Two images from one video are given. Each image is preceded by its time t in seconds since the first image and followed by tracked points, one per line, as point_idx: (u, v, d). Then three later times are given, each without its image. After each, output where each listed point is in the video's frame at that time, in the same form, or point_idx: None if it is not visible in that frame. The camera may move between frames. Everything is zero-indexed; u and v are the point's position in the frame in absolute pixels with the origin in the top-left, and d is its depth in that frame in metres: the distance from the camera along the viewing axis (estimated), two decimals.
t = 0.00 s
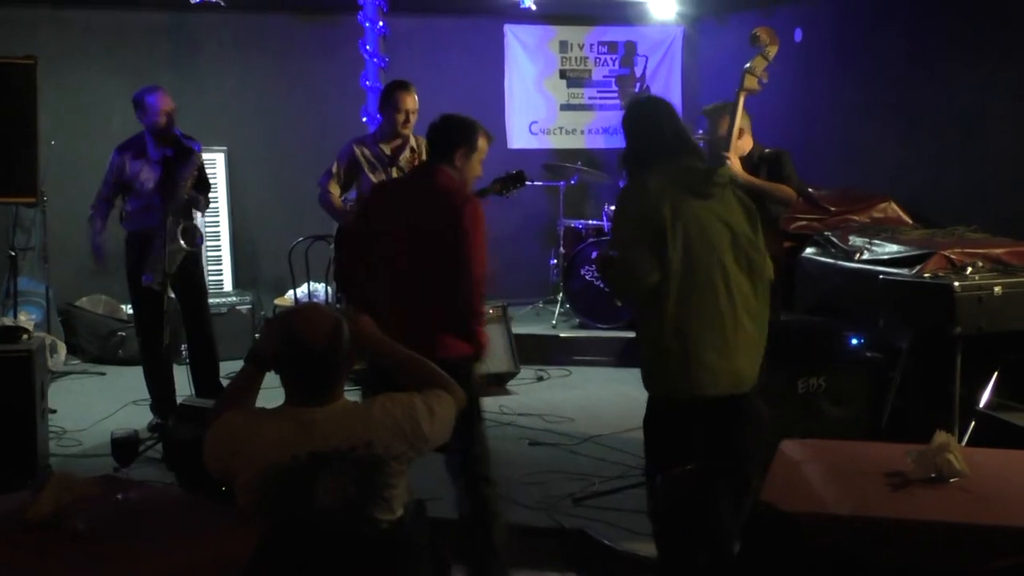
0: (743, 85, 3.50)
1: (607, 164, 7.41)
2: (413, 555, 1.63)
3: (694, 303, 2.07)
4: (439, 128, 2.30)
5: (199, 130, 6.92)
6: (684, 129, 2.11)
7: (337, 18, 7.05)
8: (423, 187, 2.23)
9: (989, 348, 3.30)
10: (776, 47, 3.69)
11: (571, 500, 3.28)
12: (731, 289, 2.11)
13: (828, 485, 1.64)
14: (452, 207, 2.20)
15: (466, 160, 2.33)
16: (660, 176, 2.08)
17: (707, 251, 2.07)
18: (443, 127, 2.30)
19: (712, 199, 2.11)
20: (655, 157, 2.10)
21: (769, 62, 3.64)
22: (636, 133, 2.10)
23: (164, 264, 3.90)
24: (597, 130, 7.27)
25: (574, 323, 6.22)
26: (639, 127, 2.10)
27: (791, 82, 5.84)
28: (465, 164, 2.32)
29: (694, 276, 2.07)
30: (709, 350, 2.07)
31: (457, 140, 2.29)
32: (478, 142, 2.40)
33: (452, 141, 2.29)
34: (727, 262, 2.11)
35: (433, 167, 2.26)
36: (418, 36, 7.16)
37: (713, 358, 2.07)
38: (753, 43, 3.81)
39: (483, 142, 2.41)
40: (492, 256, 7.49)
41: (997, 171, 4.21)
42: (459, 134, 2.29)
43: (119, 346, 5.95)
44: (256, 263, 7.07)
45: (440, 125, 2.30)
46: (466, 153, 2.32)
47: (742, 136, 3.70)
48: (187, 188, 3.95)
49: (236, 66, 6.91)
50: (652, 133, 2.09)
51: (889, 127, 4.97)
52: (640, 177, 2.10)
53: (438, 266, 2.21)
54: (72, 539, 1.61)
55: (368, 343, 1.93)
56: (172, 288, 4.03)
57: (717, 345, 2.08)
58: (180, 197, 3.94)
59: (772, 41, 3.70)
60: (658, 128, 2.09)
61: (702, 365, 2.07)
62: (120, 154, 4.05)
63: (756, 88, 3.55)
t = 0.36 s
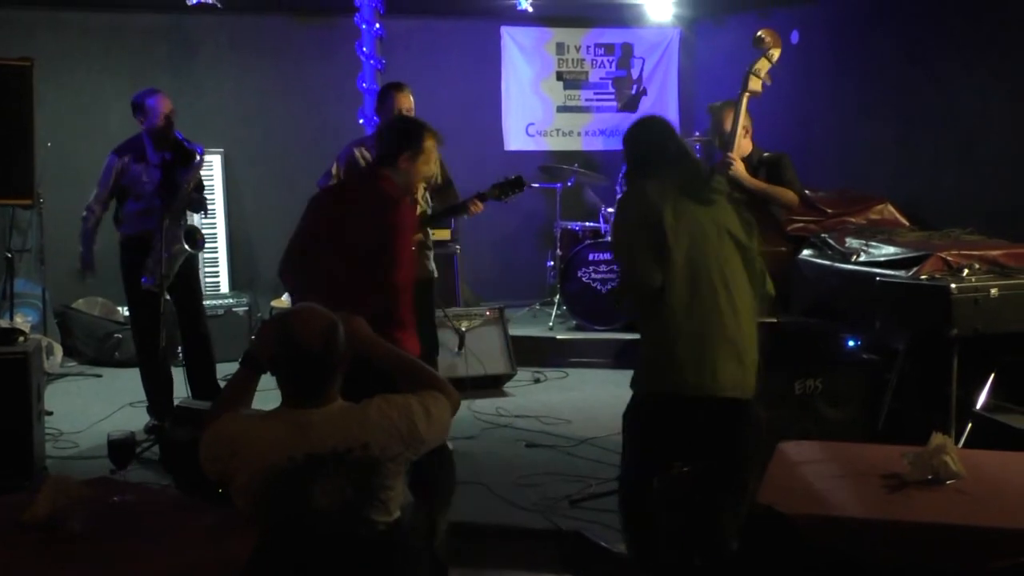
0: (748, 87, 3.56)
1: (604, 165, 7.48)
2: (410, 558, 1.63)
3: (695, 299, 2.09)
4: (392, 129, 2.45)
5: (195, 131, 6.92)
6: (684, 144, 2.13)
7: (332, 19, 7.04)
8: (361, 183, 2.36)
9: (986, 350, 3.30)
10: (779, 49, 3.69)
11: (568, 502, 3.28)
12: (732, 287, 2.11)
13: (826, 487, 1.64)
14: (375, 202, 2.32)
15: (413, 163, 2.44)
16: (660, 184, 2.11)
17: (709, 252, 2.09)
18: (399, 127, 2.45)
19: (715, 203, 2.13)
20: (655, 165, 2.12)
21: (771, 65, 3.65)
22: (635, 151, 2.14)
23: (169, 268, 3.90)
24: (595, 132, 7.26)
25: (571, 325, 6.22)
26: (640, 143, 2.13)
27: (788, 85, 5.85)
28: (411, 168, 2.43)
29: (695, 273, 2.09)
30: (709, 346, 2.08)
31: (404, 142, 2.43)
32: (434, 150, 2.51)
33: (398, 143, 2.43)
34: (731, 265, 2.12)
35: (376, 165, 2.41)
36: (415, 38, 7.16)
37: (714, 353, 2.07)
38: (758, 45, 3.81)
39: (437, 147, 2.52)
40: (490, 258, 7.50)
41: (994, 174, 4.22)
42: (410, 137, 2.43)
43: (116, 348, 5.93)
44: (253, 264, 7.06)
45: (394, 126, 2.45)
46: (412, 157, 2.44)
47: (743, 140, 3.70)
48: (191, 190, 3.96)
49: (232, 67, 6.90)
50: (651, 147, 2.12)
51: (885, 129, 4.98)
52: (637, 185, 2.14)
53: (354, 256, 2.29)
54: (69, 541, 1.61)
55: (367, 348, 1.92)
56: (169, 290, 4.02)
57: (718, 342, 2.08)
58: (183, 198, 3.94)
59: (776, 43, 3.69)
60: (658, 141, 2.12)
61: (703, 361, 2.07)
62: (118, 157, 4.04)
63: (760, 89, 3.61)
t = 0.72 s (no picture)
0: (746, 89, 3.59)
1: (603, 168, 7.47)
2: (409, 558, 1.62)
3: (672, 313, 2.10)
4: (339, 115, 2.47)
5: (196, 134, 6.91)
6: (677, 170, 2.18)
7: (330, 22, 7.05)
8: (317, 176, 2.41)
9: (985, 352, 3.30)
10: (778, 53, 3.68)
11: (568, 504, 3.28)
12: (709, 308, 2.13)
13: (825, 489, 1.64)
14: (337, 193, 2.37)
15: (364, 148, 2.52)
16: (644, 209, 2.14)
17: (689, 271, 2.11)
18: (347, 113, 2.47)
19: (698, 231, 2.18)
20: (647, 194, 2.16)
21: (770, 67, 3.66)
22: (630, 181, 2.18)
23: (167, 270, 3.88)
24: (594, 134, 7.25)
25: (571, 326, 6.21)
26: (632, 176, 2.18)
27: (788, 87, 5.85)
28: (361, 154, 2.52)
29: (671, 294, 2.10)
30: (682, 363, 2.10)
31: (355, 129, 2.47)
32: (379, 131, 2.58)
33: (349, 131, 2.47)
34: (709, 289, 2.14)
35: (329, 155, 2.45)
36: (414, 40, 7.17)
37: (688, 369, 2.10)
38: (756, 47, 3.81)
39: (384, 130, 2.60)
40: (490, 261, 7.51)
41: (994, 176, 4.21)
42: (361, 123, 2.48)
43: (116, 350, 5.92)
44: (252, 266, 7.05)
45: (342, 113, 2.47)
46: (363, 140, 2.49)
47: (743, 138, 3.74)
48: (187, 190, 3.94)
49: (232, 69, 6.90)
50: (645, 173, 2.16)
51: (885, 130, 4.97)
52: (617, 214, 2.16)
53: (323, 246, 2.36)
54: (68, 542, 1.61)
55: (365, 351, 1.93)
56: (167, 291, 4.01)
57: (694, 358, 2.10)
58: (178, 198, 3.90)
59: (775, 46, 3.68)
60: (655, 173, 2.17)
61: (674, 375, 2.09)
62: (116, 157, 4.07)
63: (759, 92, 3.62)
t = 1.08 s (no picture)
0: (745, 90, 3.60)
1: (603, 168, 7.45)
2: (408, 559, 1.63)
3: (646, 310, 2.09)
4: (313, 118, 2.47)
5: (196, 134, 6.91)
6: (664, 141, 2.04)
7: (330, 22, 7.05)
8: (296, 179, 2.41)
9: (986, 353, 3.30)
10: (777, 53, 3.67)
11: (568, 505, 3.28)
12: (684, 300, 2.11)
13: (825, 490, 1.64)
14: (320, 188, 2.37)
15: (343, 148, 2.50)
16: (621, 191, 2.06)
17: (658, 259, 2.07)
18: (320, 115, 2.47)
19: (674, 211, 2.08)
20: (630, 174, 2.05)
21: (770, 68, 3.65)
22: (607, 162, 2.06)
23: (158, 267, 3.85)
24: (593, 134, 7.24)
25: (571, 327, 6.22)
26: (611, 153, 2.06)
27: (789, 88, 5.85)
28: (342, 152, 2.50)
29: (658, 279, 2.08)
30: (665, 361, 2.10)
31: (330, 128, 2.47)
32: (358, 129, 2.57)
33: (324, 132, 2.47)
34: (697, 282, 2.13)
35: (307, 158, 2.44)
36: (414, 40, 7.17)
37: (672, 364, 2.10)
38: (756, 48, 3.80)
39: (364, 126, 2.58)
40: (490, 262, 7.51)
41: (994, 176, 4.22)
42: (335, 121, 2.48)
43: (115, 351, 5.92)
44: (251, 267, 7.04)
45: (315, 116, 2.47)
46: (339, 140, 2.49)
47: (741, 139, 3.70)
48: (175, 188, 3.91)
49: (232, 70, 6.91)
50: (627, 152, 2.04)
51: (885, 131, 4.97)
52: (601, 187, 2.05)
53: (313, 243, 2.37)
54: (68, 543, 1.61)
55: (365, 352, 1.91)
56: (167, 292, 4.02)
57: (681, 357, 2.11)
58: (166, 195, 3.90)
59: (773, 47, 3.68)
60: (635, 150, 2.04)
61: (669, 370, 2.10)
62: (122, 154, 4.14)
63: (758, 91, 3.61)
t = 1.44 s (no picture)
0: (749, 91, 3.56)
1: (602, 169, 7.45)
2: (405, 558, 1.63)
3: (649, 308, 1.97)
4: (316, 119, 2.45)
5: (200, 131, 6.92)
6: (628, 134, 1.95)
7: (330, 24, 7.06)
8: (302, 183, 2.41)
9: (985, 354, 3.30)
10: (780, 54, 3.67)
11: (567, 506, 3.28)
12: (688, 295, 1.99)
13: (825, 491, 1.64)
14: (321, 194, 2.36)
15: (348, 147, 2.47)
16: (616, 193, 1.95)
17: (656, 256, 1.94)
18: (323, 116, 2.45)
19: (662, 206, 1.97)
20: (613, 171, 1.96)
21: (773, 69, 3.64)
22: (584, 165, 1.98)
23: (156, 265, 3.88)
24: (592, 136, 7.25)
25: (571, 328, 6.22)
26: (579, 151, 1.98)
27: (789, 90, 5.84)
28: (348, 151, 2.47)
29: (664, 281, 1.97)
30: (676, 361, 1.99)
31: (336, 128, 2.45)
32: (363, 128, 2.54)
33: (329, 133, 2.44)
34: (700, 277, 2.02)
35: (314, 162, 2.43)
36: (413, 41, 7.16)
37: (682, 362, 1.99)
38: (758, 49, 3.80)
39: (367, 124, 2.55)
40: (489, 263, 7.50)
41: (994, 177, 4.22)
42: (337, 121, 2.45)
43: (115, 351, 5.92)
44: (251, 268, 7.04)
45: (318, 116, 2.45)
46: (344, 141, 2.46)
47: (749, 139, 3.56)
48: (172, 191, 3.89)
49: (233, 70, 6.91)
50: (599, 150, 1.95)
51: (885, 132, 4.97)
52: (597, 192, 1.96)
53: (314, 248, 2.36)
54: (67, 544, 1.61)
55: (364, 353, 1.90)
56: (168, 294, 4.02)
57: (692, 347, 2.00)
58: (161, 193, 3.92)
59: (777, 48, 3.68)
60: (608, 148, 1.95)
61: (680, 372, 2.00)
62: (137, 153, 4.18)
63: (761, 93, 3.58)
